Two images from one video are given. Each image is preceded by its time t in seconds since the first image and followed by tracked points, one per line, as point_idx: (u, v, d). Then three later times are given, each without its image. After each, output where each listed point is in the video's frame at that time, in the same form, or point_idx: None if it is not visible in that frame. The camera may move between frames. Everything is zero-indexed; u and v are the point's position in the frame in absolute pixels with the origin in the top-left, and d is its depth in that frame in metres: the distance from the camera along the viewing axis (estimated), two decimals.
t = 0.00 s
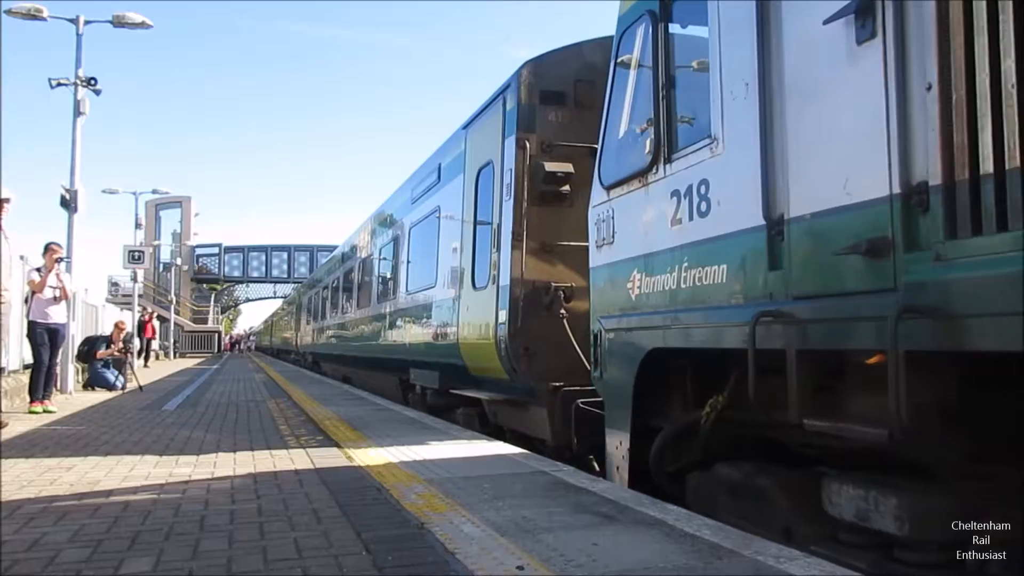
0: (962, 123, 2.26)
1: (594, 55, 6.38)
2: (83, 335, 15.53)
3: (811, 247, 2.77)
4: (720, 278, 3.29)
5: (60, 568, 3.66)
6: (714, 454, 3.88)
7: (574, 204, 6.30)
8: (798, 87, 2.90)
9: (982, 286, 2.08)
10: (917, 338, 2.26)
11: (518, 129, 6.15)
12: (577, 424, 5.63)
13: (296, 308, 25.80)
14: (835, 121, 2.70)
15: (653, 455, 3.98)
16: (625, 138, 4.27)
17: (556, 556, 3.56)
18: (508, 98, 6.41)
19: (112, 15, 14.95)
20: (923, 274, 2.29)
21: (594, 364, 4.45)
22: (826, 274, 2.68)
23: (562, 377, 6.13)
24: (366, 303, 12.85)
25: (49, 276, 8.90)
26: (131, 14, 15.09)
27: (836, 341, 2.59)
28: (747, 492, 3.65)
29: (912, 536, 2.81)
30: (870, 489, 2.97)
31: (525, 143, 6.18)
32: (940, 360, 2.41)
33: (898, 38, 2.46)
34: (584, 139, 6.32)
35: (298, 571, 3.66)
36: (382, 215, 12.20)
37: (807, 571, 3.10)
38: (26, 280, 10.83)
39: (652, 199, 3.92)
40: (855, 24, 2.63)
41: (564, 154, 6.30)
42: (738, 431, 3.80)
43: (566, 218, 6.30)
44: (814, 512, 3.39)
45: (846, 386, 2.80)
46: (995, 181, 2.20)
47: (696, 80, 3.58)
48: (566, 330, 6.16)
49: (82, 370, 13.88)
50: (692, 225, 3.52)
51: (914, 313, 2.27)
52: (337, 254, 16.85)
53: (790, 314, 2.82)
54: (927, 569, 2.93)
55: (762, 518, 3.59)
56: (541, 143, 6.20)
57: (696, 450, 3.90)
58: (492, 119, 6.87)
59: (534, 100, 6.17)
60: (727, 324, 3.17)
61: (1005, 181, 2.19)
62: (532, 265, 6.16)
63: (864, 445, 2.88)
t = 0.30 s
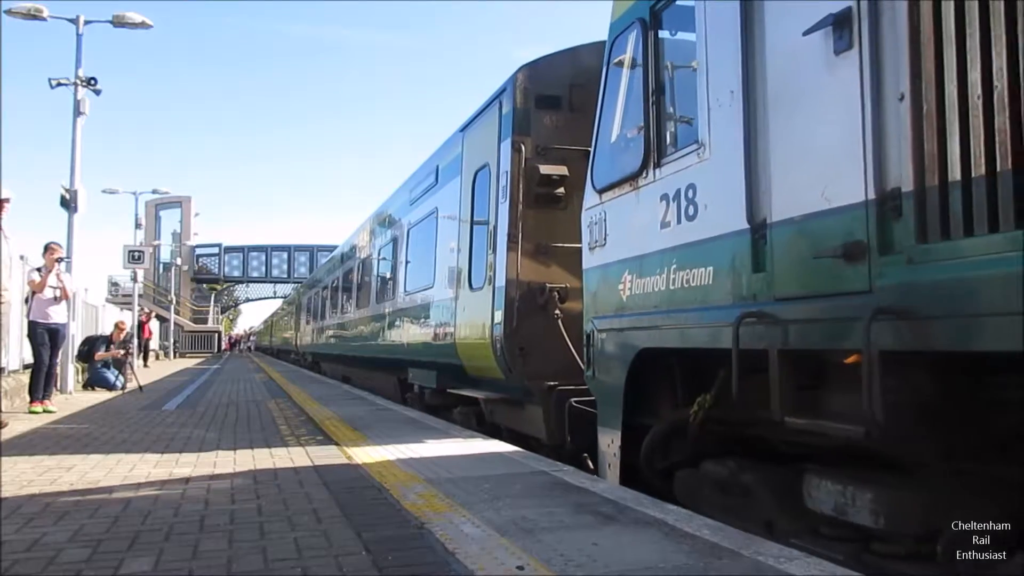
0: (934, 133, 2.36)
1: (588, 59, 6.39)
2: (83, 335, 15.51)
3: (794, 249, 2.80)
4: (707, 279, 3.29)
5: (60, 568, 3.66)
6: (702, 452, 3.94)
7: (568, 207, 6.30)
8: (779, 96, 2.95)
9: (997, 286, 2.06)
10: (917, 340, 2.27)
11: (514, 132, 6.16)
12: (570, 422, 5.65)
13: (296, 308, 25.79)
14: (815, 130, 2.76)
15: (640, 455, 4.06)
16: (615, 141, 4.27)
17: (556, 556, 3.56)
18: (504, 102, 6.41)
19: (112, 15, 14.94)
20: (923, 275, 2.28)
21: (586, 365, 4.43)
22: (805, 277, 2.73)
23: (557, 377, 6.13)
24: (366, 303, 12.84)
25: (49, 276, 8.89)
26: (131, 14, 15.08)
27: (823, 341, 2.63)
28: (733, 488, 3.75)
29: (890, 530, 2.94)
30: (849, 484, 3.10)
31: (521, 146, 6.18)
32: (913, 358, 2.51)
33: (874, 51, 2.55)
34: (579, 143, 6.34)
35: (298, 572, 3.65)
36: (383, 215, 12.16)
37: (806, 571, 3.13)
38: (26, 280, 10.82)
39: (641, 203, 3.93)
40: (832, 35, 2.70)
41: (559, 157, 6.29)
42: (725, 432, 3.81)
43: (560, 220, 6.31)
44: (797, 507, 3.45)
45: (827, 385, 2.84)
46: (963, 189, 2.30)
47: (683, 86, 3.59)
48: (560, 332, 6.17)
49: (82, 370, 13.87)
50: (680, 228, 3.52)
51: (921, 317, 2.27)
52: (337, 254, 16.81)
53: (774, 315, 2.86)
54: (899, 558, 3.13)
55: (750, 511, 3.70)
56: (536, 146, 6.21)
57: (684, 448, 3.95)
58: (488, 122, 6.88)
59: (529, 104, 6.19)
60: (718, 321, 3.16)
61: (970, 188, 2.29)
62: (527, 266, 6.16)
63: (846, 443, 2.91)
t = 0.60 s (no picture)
0: (901, 142, 2.52)
1: (581, 63, 6.42)
2: (83, 335, 15.50)
3: (770, 254, 2.96)
4: (693, 281, 3.39)
5: (59, 568, 3.66)
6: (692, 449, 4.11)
7: (562, 209, 6.33)
8: (758, 105, 3.08)
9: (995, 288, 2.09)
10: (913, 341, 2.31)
11: (508, 136, 6.18)
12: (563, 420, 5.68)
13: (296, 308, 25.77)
14: (792, 138, 2.90)
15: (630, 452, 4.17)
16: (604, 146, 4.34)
17: (556, 556, 3.55)
18: (498, 106, 6.44)
19: (112, 15, 14.93)
20: (925, 275, 2.32)
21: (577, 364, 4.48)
22: (784, 279, 2.87)
23: (551, 377, 6.15)
24: (365, 304, 12.84)
25: (49, 276, 8.88)
26: (131, 14, 15.07)
27: (801, 343, 2.77)
28: (717, 484, 3.90)
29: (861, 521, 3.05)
30: (825, 478, 3.21)
31: (515, 149, 6.20)
32: (885, 356, 2.62)
33: (846, 64, 2.71)
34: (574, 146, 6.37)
35: (298, 571, 3.64)
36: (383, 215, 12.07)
37: (806, 571, 3.13)
38: (26, 280, 10.80)
39: (630, 206, 4.00)
40: (808, 48, 2.85)
41: (553, 161, 6.31)
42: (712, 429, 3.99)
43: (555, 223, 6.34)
44: (777, 500, 3.62)
45: (805, 383, 3.04)
46: (927, 196, 2.44)
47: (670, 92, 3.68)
48: (554, 332, 6.19)
49: (82, 370, 13.85)
50: (666, 232, 3.63)
51: (921, 317, 2.30)
52: (337, 254, 16.75)
53: (753, 315, 3.01)
54: (877, 552, 3.17)
55: (732, 507, 3.84)
56: (530, 150, 6.24)
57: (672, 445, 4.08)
58: (482, 126, 6.90)
59: (524, 109, 6.21)
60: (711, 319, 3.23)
61: (934, 195, 2.43)
62: (522, 268, 6.18)
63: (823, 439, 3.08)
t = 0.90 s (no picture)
0: (868, 151, 2.67)
1: (574, 70, 6.58)
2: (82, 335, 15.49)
3: (748, 257, 3.12)
4: (677, 283, 3.58)
5: (59, 568, 3.66)
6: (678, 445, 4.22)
7: (555, 212, 6.47)
8: (738, 115, 3.24)
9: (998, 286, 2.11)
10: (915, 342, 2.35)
11: (503, 140, 6.30)
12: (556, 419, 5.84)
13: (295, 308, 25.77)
14: (769, 147, 3.05)
15: (619, 448, 4.37)
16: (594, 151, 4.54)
17: (556, 556, 3.55)
18: (494, 111, 6.57)
19: (112, 15, 14.92)
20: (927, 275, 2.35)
21: (569, 363, 4.69)
22: (759, 281, 3.04)
23: (544, 377, 6.27)
24: (364, 304, 12.86)
25: (49, 276, 8.87)
26: (131, 14, 15.08)
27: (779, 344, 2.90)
28: (700, 480, 4.07)
29: (833, 513, 3.26)
30: (798, 473, 3.41)
31: (510, 153, 6.32)
32: (853, 357, 2.74)
33: (818, 77, 2.86)
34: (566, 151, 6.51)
35: (298, 572, 3.64)
36: (382, 215, 12.03)
37: (806, 570, 3.13)
38: (25, 280, 10.80)
39: (620, 210, 4.19)
40: (784, 61, 3.00)
41: (547, 165, 6.46)
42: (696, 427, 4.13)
43: (548, 225, 6.46)
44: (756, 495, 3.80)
45: (783, 382, 3.11)
46: (891, 204, 2.58)
47: (656, 101, 3.86)
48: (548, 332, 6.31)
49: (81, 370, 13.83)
50: (653, 235, 3.79)
51: (921, 316, 2.33)
52: (337, 254, 16.71)
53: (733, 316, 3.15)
54: (846, 543, 3.34)
55: (713, 501, 4.02)
56: (524, 153, 6.36)
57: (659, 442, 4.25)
58: (477, 131, 7.02)
59: (518, 114, 6.34)
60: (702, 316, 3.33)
61: (897, 203, 2.57)
62: (516, 269, 6.28)
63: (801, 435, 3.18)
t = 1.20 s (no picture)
0: (834, 161, 2.83)
1: (565, 77, 6.86)
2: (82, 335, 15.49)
3: (725, 261, 3.28)
4: (661, 285, 3.75)
5: (59, 568, 3.66)
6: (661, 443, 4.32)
7: (548, 215, 6.75)
8: (716, 124, 3.39)
9: (1003, 287, 2.12)
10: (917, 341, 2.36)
11: (497, 145, 6.58)
12: (547, 417, 6.14)
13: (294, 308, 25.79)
14: (746, 156, 3.21)
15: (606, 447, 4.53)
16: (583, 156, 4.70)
17: (556, 556, 3.55)
18: (488, 116, 6.83)
19: (112, 15, 14.92)
20: (929, 274, 2.37)
21: (560, 363, 4.85)
22: (736, 285, 3.21)
23: (536, 376, 6.54)
24: (364, 305, 12.83)
25: (49, 276, 8.87)
26: (131, 14, 15.07)
27: (756, 344, 3.06)
28: (684, 474, 4.15)
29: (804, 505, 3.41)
30: (773, 466, 3.57)
31: (504, 157, 6.60)
32: (825, 360, 3.00)
33: (790, 90, 3.02)
34: (558, 155, 6.79)
35: (298, 572, 3.63)
36: (383, 214, 11.96)
37: (807, 570, 3.13)
38: (25, 280, 10.80)
39: (607, 214, 4.34)
40: (758, 73, 3.15)
41: (540, 168, 6.73)
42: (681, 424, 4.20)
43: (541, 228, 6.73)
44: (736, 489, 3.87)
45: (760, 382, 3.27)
46: (856, 211, 2.72)
47: (642, 108, 4.03)
48: (539, 333, 6.58)
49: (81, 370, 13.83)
50: (638, 240, 3.96)
51: (924, 317, 2.34)
52: (337, 254, 16.64)
53: (713, 318, 3.29)
54: (818, 532, 3.48)
55: (697, 495, 4.09)
56: (518, 158, 6.64)
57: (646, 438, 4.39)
58: (473, 135, 7.26)
59: (511, 119, 6.61)
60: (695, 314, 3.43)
61: (861, 210, 2.71)
62: (509, 270, 6.57)
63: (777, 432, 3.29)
